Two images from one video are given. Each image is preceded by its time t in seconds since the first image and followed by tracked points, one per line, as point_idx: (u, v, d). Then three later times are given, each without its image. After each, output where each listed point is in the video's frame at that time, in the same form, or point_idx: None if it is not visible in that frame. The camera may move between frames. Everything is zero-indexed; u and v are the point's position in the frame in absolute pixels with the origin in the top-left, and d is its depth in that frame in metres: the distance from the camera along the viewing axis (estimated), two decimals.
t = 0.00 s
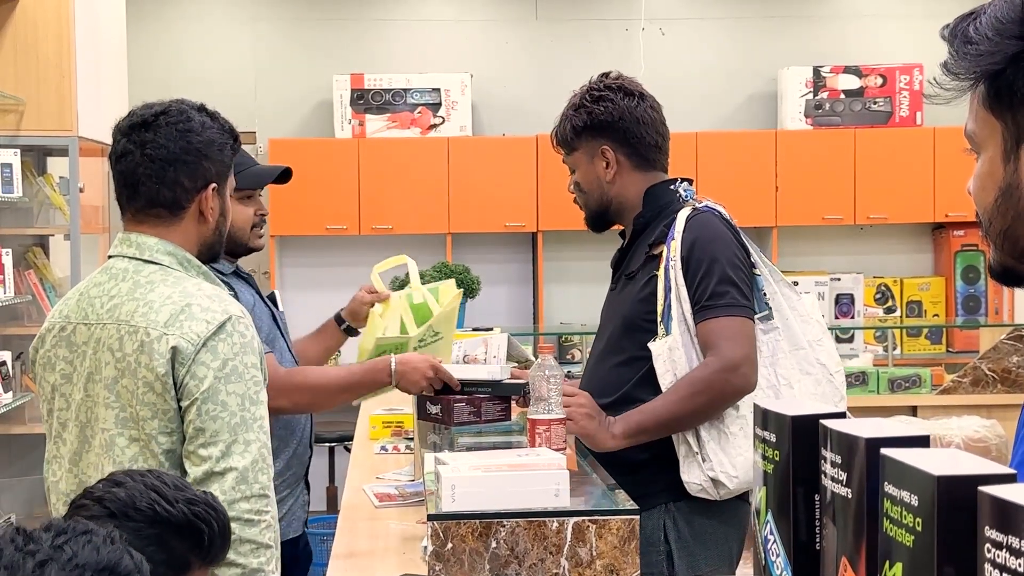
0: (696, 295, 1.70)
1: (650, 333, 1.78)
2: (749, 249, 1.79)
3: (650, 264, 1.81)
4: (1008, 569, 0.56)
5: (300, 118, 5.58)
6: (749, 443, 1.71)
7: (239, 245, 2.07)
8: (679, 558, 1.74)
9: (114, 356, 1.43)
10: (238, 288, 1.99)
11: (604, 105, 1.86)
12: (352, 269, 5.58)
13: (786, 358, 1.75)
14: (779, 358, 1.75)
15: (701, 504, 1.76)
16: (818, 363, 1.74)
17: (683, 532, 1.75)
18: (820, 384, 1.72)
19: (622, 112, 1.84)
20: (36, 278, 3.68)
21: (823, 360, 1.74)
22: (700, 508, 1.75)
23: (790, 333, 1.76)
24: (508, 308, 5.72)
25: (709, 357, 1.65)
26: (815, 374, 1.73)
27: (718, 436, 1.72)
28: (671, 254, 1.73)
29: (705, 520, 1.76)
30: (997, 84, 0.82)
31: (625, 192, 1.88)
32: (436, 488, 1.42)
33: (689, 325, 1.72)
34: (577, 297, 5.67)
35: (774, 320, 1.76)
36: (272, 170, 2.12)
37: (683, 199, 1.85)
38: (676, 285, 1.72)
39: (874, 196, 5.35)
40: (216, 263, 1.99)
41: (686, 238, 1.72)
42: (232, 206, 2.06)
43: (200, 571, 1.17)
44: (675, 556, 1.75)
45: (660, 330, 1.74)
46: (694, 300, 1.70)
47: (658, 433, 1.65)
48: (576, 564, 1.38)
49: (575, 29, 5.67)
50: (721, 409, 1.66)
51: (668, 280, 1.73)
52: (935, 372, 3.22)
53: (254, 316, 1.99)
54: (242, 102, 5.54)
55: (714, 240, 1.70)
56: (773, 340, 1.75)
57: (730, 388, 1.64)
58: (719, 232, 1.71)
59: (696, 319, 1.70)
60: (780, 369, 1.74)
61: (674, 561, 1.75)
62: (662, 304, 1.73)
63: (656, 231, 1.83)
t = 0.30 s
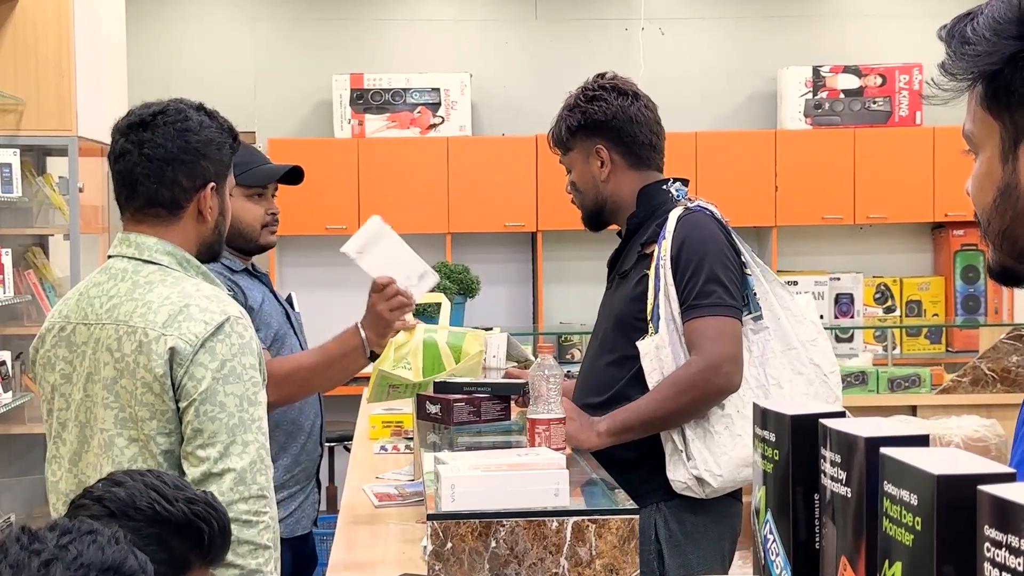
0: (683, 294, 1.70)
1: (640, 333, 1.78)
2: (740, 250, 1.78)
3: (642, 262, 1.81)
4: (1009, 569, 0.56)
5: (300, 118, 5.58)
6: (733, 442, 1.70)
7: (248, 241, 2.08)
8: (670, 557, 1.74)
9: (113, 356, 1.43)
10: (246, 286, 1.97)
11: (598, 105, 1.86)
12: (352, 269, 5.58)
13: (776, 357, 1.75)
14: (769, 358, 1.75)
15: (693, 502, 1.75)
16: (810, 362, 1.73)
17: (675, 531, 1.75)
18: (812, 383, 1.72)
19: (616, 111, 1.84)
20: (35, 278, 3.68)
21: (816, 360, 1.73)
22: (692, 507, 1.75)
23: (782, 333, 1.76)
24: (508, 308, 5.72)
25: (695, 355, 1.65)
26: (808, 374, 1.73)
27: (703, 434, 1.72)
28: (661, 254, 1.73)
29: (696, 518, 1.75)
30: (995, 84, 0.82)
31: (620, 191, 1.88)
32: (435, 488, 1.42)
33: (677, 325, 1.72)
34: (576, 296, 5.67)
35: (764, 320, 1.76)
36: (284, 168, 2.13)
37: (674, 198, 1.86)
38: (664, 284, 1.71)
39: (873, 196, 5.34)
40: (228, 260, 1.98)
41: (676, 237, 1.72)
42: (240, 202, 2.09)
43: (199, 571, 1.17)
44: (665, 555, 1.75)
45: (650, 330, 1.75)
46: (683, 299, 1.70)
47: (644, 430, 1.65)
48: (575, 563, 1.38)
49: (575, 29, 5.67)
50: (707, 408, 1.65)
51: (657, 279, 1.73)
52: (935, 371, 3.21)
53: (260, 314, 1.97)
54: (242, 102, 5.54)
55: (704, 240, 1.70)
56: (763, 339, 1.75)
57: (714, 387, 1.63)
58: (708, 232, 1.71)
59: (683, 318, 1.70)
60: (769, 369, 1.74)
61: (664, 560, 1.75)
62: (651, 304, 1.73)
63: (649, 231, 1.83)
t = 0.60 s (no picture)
0: (681, 292, 1.70)
1: (638, 331, 1.78)
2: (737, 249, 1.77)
3: (639, 261, 1.81)
4: (1009, 568, 0.56)
5: (300, 118, 5.58)
6: (732, 441, 1.70)
7: (265, 247, 2.00)
8: (666, 556, 1.74)
9: (112, 356, 1.43)
10: (249, 288, 1.93)
11: (604, 100, 1.86)
12: (351, 268, 5.58)
13: (773, 356, 1.75)
14: (766, 357, 1.75)
15: (691, 501, 1.75)
16: (807, 362, 1.73)
17: (671, 531, 1.75)
18: (808, 383, 1.72)
19: (622, 106, 1.85)
20: (34, 277, 3.68)
21: (813, 359, 1.73)
22: (689, 506, 1.75)
23: (777, 331, 1.76)
24: (508, 307, 5.72)
25: (692, 353, 1.65)
26: (804, 373, 1.73)
27: (701, 433, 1.71)
28: (659, 252, 1.72)
29: (694, 517, 1.75)
30: (992, 82, 0.82)
31: (621, 187, 1.87)
32: (435, 487, 1.41)
33: (675, 323, 1.72)
34: (576, 296, 5.67)
35: (761, 319, 1.76)
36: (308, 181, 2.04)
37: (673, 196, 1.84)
38: (662, 282, 1.72)
39: (873, 196, 5.34)
40: (234, 261, 1.95)
41: (674, 236, 1.72)
42: (263, 208, 2.00)
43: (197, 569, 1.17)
44: (662, 555, 1.74)
45: (647, 328, 1.75)
46: (681, 298, 1.70)
47: (641, 430, 1.66)
48: (575, 563, 1.37)
49: (574, 29, 5.67)
50: (704, 406, 1.65)
51: (655, 277, 1.73)
52: (935, 371, 3.21)
53: (265, 317, 1.92)
54: (241, 102, 5.54)
55: (702, 237, 1.70)
56: (760, 338, 1.75)
57: (711, 385, 1.63)
58: (706, 230, 1.71)
59: (680, 316, 1.70)
60: (767, 367, 1.74)
61: (661, 559, 1.75)
62: (648, 302, 1.73)
63: (646, 230, 1.83)
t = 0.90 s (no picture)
0: (682, 293, 1.70)
1: (639, 331, 1.78)
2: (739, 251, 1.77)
3: (639, 261, 1.81)
4: (1009, 568, 0.56)
5: (299, 117, 5.57)
6: (733, 441, 1.71)
7: (271, 250, 1.92)
8: (666, 556, 1.74)
9: (113, 355, 1.43)
10: (259, 289, 1.88)
11: (602, 103, 1.85)
12: (351, 268, 5.58)
13: (774, 357, 1.75)
14: (767, 358, 1.75)
15: (690, 501, 1.75)
16: (807, 363, 1.73)
17: (671, 531, 1.75)
18: (809, 384, 1.72)
19: (620, 110, 1.84)
20: (34, 277, 3.68)
21: (813, 361, 1.73)
22: (688, 506, 1.75)
23: (779, 332, 1.76)
24: (507, 307, 5.72)
25: (693, 353, 1.65)
26: (804, 374, 1.73)
27: (701, 433, 1.71)
28: (660, 252, 1.72)
29: (693, 517, 1.76)
30: (994, 81, 0.82)
31: (621, 191, 1.88)
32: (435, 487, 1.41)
33: (676, 323, 1.72)
34: (575, 296, 5.67)
35: (761, 320, 1.76)
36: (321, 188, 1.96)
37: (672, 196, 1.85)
38: (664, 282, 1.72)
39: (873, 196, 5.35)
40: (240, 263, 1.85)
41: (675, 236, 1.72)
42: (273, 213, 1.91)
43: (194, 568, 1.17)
44: (662, 554, 1.74)
45: (648, 328, 1.75)
46: (682, 298, 1.70)
47: (641, 430, 1.66)
48: (574, 563, 1.37)
49: (574, 29, 5.67)
50: (704, 407, 1.65)
51: (657, 278, 1.73)
52: (935, 370, 3.21)
53: (275, 317, 1.88)
54: (241, 101, 5.54)
55: (704, 238, 1.70)
56: (761, 339, 1.75)
57: (712, 386, 1.63)
58: (707, 231, 1.71)
59: (682, 317, 1.70)
60: (768, 368, 1.74)
61: (660, 559, 1.75)
62: (650, 302, 1.73)
63: (647, 230, 1.83)
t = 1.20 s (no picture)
0: (681, 292, 1.70)
1: (639, 331, 1.78)
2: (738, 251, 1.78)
3: (639, 261, 1.81)
4: (1009, 568, 0.56)
5: (299, 117, 5.57)
6: (732, 441, 1.70)
7: (271, 251, 1.93)
8: (665, 556, 1.74)
9: (114, 355, 1.43)
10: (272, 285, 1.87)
11: (593, 106, 1.86)
12: (350, 268, 5.58)
13: (772, 356, 1.75)
14: (766, 357, 1.75)
15: (689, 501, 1.76)
16: (807, 362, 1.72)
17: (670, 531, 1.75)
18: (808, 384, 1.71)
19: (612, 112, 1.84)
20: (34, 277, 3.68)
21: (813, 360, 1.73)
22: (687, 506, 1.75)
23: (778, 332, 1.76)
24: (507, 307, 5.72)
25: (692, 352, 1.65)
26: (803, 374, 1.72)
27: (700, 432, 1.71)
28: (660, 251, 1.72)
29: (692, 517, 1.76)
30: (995, 81, 0.82)
31: (620, 192, 1.88)
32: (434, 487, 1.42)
33: (675, 322, 1.72)
34: (575, 295, 5.68)
35: (760, 319, 1.76)
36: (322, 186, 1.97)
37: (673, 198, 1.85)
38: (663, 281, 1.72)
39: (872, 196, 5.35)
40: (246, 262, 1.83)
41: (674, 235, 1.72)
42: (273, 213, 1.91)
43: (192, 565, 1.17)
44: (661, 555, 1.74)
45: (647, 327, 1.75)
46: (681, 297, 1.70)
47: (640, 429, 1.66)
48: (574, 562, 1.37)
49: (574, 29, 5.67)
50: (703, 406, 1.65)
51: (656, 276, 1.73)
52: (935, 370, 3.21)
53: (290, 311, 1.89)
54: (241, 101, 5.54)
55: (703, 236, 1.70)
56: (760, 339, 1.75)
57: (710, 385, 1.63)
58: (706, 230, 1.71)
59: (681, 316, 1.70)
60: (767, 368, 1.74)
61: (659, 560, 1.74)
62: (649, 301, 1.73)
63: (646, 229, 1.83)
